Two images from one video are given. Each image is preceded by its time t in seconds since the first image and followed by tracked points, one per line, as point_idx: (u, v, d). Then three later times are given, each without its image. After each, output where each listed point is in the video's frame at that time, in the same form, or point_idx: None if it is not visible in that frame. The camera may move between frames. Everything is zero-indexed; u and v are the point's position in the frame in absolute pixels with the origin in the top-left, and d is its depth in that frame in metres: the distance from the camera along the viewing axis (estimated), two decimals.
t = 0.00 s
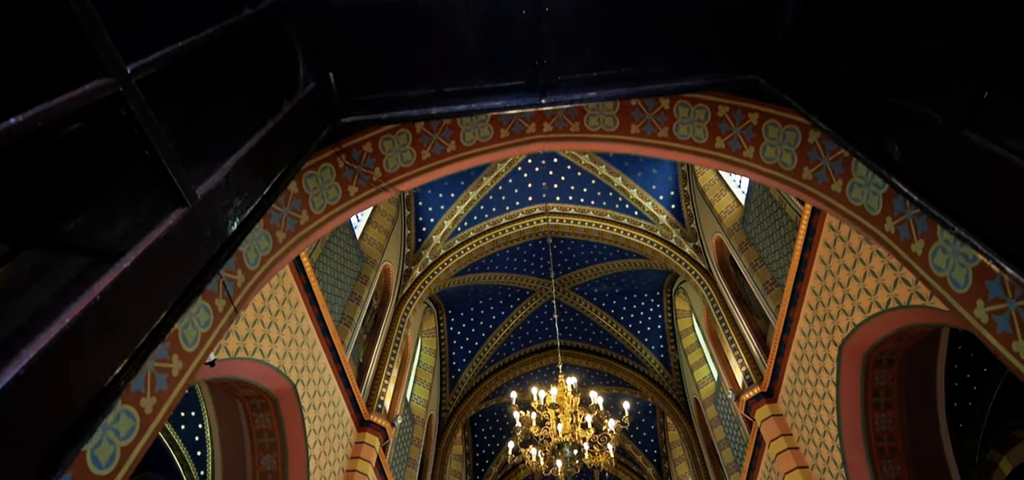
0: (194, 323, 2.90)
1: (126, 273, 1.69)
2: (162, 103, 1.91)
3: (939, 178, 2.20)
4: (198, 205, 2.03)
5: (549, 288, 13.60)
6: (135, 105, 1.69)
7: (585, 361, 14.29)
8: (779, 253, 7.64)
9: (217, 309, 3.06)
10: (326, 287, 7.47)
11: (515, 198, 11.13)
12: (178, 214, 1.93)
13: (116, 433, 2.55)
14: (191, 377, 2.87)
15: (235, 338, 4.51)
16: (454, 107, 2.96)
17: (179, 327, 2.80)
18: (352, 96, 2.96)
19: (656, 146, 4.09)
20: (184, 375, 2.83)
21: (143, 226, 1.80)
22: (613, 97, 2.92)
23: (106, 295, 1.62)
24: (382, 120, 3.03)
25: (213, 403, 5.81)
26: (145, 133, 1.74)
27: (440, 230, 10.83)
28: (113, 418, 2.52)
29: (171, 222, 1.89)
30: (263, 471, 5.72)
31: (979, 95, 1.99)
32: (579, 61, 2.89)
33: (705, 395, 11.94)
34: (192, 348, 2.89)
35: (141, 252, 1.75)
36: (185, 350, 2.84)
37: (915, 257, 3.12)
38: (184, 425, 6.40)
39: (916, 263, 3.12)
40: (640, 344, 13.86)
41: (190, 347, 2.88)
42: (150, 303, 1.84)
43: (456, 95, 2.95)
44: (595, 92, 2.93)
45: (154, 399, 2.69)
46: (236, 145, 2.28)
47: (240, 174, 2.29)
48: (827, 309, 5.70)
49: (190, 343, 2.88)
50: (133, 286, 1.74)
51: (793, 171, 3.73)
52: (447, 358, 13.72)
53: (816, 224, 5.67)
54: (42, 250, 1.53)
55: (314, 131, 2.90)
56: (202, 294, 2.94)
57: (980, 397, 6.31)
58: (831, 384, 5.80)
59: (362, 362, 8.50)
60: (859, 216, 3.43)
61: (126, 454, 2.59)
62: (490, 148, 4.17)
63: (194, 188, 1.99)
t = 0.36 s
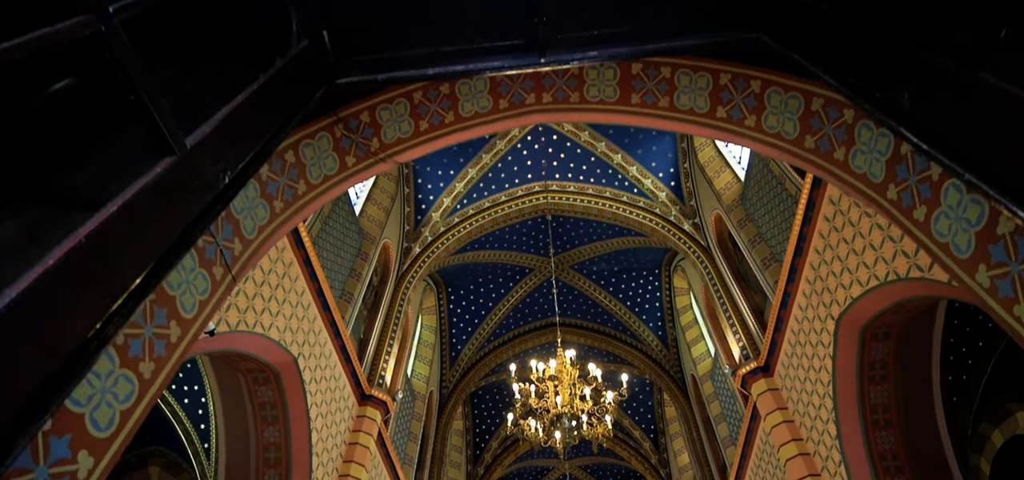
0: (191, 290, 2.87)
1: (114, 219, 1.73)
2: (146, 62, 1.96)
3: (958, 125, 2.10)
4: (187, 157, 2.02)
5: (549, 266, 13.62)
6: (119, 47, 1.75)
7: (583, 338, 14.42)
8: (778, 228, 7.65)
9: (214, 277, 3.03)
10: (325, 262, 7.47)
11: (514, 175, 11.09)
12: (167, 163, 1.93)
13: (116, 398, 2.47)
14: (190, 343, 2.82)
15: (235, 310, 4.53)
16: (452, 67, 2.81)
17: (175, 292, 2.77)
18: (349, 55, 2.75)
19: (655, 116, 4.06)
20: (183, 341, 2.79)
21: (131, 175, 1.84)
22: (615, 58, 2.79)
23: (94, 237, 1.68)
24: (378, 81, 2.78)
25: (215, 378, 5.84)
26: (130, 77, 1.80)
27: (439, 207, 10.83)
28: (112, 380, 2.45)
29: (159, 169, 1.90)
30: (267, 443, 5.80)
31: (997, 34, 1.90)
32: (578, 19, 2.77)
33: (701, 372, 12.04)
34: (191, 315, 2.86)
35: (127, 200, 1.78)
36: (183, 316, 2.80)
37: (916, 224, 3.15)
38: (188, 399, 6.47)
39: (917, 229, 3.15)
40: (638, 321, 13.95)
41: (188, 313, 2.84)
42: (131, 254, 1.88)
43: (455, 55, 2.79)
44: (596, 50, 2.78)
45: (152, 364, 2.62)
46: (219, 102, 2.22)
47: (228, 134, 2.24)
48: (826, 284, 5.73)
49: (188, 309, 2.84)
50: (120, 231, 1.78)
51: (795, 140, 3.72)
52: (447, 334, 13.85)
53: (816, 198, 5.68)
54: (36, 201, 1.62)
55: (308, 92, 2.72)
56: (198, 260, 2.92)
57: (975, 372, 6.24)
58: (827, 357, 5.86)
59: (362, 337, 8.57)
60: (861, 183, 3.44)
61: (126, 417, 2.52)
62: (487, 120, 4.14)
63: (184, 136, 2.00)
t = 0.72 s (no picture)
0: (187, 256, 2.90)
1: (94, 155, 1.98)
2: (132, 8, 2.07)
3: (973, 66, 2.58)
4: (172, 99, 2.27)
5: (548, 243, 13.63)
6: None
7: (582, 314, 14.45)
8: (778, 203, 7.61)
9: (210, 243, 3.05)
10: (325, 237, 7.46)
11: (514, 152, 11.01)
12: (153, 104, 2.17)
13: (113, 361, 2.47)
14: (186, 309, 2.84)
15: (235, 282, 4.54)
16: (449, 23, 3.29)
17: (170, 257, 2.80)
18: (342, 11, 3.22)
19: (658, 84, 4.02)
20: (179, 307, 2.81)
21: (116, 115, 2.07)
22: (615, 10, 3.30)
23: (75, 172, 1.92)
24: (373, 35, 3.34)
25: (215, 350, 5.87)
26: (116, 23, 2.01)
27: (438, 184, 10.77)
28: (108, 343, 2.46)
29: (144, 110, 2.15)
30: (269, 416, 5.85)
31: None
32: None
33: (699, 347, 12.12)
34: (187, 281, 2.88)
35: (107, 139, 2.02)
36: (179, 281, 2.83)
37: (921, 188, 3.16)
38: (189, 372, 6.50)
39: (921, 193, 3.16)
40: (637, 299, 13.99)
41: (184, 279, 2.86)
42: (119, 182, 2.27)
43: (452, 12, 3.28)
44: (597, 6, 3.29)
45: (149, 328, 2.64)
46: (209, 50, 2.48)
47: (212, 76, 2.55)
48: (825, 257, 5.76)
49: (184, 275, 2.87)
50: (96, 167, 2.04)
51: (800, 105, 3.70)
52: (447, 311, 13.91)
53: (817, 172, 5.68)
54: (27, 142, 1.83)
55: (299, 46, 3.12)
56: (193, 226, 2.95)
57: (970, 344, 6.57)
58: (825, 330, 5.90)
59: (363, 311, 8.60)
60: (866, 148, 3.43)
61: (124, 382, 2.50)
62: (484, 89, 4.12)
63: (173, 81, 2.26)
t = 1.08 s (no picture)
0: (181, 217, 2.91)
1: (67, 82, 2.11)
2: None
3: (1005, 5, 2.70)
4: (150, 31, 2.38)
5: (548, 215, 13.60)
6: None
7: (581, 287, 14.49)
8: (779, 172, 7.56)
9: (205, 205, 3.05)
10: (323, 207, 7.42)
11: (513, 122, 10.89)
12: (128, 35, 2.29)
13: (104, 322, 2.48)
14: (180, 270, 2.87)
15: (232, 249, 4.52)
16: None
17: (163, 217, 2.81)
18: None
19: (661, 47, 3.95)
20: (173, 267, 2.83)
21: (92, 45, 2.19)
22: None
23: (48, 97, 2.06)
24: None
25: (216, 319, 5.89)
26: None
27: (437, 154, 10.69)
28: (100, 301, 2.47)
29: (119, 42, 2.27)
30: (270, 384, 5.89)
31: None
32: None
33: (697, 319, 12.20)
34: (182, 242, 2.89)
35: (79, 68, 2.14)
36: (173, 242, 2.84)
37: (928, 146, 3.19)
38: (190, 341, 6.53)
39: (929, 152, 3.18)
40: (636, 271, 14.02)
41: (178, 240, 2.87)
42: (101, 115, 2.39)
43: None
44: None
45: (142, 288, 2.66)
46: None
47: (195, 16, 2.64)
48: (825, 226, 5.76)
49: (178, 236, 2.88)
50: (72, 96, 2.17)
51: (806, 66, 3.66)
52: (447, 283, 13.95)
53: (818, 141, 5.64)
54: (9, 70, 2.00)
55: None
56: (187, 186, 2.96)
57: (967, 314, 6.62)
58: (823, 299, 5.94)
59: (363, 282, 8.62)
60: (873, 109, 3.43)
61: (119, 340, 2.53)
62: (483, 51, 4.06)
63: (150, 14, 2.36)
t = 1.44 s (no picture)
0: (173, 178, 2.88)
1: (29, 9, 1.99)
2: None
3: None
4: None
5: (547, 189, 13.53)
6: None
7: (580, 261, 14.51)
8: (779, 143, 7.50)
9: (198, 167, 3.01)
10: (321, 178, 7.37)
11: (513, 94, 10.75)
12: None
13: (95, 282, 2.47)
14: (174, 232, 2.83)
15: (229, 219, 4.49)
16: None
17: (155, 177, 2.78)
18: None
19: (661, 12, 3.83)
20: (166, 230, 2.80)
21: None
22: None
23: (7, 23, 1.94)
24: None
25: (214, 289, 5.88)
26: None
27: (436, 126, 10.57)
28: (89, 260, 2.46)
29: None
30: (269, 354, 5.93)
31: None
32: None
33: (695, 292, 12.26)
34: (175, 204, 2.87)
35: None
36: (166, 204, 2.81)
37: (936, 108, 3.16)
38: (189, 312, 6.53)
39: (936, 114, 3.16)
40: (634, 245, 14.03)
41: (171, 201, 2.84)
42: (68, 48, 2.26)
43: None
44: None
45: (134, 250, 2.64)
46: None
47: None
48: (825, 197, 5.74)
49: (170, 198, 2.85)
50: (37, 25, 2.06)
51: (812, 28, 3.58)
52: (446, 256, 13.95)
53: (820, 111, 5.59)
54: None
55: None
56: (179, 147, 2.92)
57: (963, 285, 6.66)
58: (822, 270, 5.96)
59: (362, 253, 8.61)
60: (880, 71, 3.39)
61: (111, 300, 2.52)
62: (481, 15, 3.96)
63: None
